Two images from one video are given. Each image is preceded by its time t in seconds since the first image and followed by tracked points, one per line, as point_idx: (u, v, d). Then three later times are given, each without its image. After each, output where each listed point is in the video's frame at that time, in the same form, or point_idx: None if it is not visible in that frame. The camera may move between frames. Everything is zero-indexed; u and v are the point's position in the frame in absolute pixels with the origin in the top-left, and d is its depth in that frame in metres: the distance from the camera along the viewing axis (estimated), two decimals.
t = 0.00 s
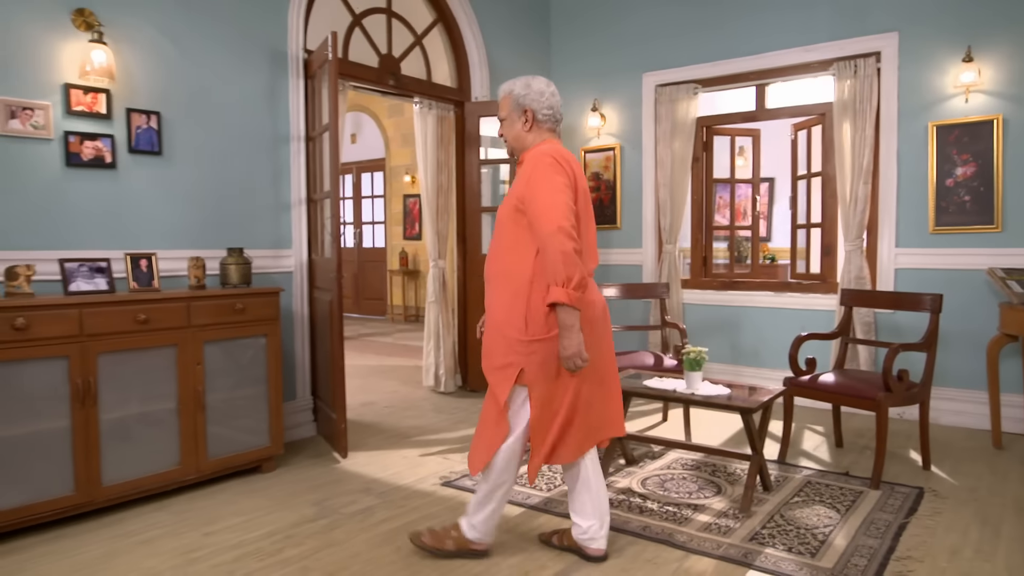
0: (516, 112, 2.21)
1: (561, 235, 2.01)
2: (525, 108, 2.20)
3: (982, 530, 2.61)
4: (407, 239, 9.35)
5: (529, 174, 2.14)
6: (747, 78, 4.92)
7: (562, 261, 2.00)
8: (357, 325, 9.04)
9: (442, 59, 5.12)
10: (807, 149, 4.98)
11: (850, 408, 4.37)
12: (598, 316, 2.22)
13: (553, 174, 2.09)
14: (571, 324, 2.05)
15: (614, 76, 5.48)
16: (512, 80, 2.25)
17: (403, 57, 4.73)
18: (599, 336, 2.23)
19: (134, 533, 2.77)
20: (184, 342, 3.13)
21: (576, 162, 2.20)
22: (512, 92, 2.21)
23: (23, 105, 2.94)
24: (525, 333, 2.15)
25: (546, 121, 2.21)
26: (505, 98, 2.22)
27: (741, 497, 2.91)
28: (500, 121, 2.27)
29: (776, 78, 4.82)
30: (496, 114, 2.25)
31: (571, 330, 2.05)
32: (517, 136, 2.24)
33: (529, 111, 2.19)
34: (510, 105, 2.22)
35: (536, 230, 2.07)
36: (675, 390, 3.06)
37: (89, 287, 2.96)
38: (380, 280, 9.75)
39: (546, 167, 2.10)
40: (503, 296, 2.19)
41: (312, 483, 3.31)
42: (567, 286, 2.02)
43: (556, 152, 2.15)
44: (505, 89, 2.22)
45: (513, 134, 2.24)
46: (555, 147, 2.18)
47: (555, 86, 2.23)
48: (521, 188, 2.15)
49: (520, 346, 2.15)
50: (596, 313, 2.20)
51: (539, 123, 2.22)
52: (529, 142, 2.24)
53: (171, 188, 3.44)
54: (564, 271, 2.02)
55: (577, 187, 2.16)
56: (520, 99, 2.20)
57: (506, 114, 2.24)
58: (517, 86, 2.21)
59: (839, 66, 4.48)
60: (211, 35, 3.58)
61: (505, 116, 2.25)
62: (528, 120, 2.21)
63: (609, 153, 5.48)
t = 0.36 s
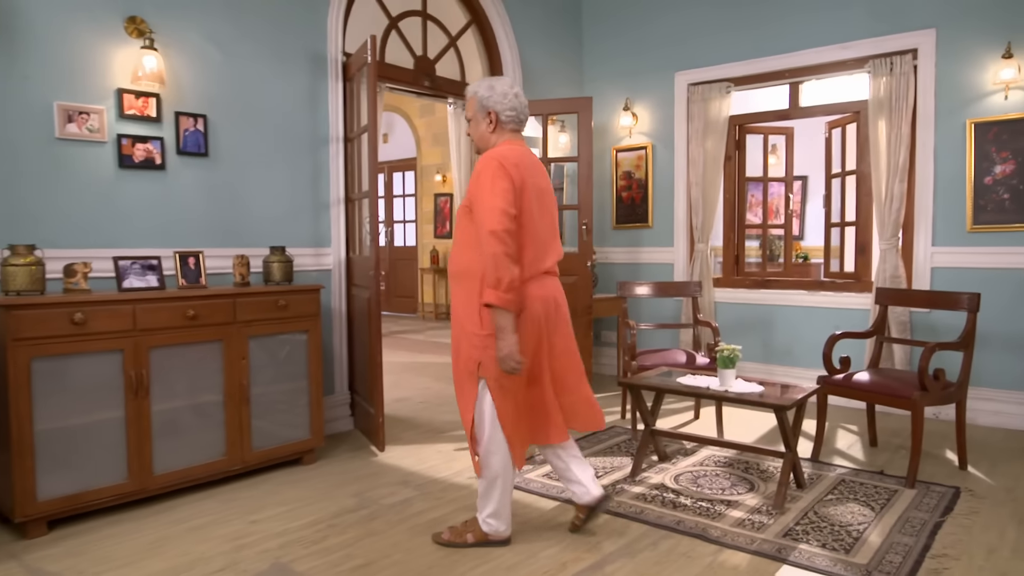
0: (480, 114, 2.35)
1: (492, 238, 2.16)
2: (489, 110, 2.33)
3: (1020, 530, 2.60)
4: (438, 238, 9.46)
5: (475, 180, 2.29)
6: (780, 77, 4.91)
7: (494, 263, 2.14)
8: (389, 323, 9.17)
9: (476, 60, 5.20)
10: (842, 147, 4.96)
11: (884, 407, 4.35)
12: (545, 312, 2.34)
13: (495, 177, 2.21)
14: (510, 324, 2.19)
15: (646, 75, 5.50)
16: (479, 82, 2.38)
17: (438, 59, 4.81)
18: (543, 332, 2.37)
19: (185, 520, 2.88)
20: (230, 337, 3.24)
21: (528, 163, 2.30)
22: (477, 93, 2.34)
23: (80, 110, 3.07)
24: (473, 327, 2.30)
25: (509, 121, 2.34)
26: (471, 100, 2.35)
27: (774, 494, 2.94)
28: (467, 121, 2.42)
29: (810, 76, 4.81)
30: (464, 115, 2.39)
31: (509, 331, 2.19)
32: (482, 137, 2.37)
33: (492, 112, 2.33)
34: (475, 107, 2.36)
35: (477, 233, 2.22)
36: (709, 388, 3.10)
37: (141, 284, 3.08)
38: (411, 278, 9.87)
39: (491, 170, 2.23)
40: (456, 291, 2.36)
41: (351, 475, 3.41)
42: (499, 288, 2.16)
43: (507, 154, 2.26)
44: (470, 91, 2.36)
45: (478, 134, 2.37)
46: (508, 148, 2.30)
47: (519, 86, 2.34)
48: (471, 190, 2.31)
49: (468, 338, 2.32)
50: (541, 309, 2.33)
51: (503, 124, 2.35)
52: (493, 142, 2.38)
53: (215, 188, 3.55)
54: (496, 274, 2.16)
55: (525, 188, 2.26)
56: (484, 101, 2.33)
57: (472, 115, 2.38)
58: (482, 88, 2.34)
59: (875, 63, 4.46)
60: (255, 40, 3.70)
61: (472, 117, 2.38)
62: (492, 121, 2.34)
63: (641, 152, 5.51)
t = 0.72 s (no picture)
0: (461, 117, 2.54)
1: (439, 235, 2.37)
2: (469, 113, 2.52)
3: None
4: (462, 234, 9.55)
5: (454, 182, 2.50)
6: (808, 73, 4.90)
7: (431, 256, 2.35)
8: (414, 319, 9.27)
9: (503, 58, 5.25)
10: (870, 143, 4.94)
11: (913, 404, 4.33)
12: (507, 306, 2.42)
13: (456, 179, 2.40)
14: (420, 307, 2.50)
15: (673, 72, 5.51)
16: (459, 87, 2.57)
17: (466, 57, 4.87)
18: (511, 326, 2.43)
19: (226, 507, 2.98)
20: (267, 331, 3.33)
21: (498, 164, 2.43)
22: (458, 98, 2.53)
23: (124, 110, 3.18)
24: (456, 318, 2.50)
25: (488, 123, 2.52)
26: (453, 104, 2.55)
27: (802, 489, 2.96)
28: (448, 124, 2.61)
29: (838, 72, 4.79)
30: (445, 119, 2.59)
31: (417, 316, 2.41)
32: (464, 139, 2.57)
33: (471, 115, 2.51)
34: (456, 111, 2.55)
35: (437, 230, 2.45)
36: (737, 383, 3.13)
37: (183, 280, 3.17)
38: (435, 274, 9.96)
39: (462, 170, 2.40)
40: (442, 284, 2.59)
41: (384, 466, 3.49)
42: (426, 278, 2.37)
43: (472, 156, 2.42)
44: (450, 96, 2.55)
45: (460, 136, 2.57)
46: (478, 149, 2.44)
47: (496, 89, 2.52)
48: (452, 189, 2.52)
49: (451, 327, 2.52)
50: (504, 303, 2.42)
51: (482, 126, 2.53)
52: (474, 141, 2.57)
53: (251, 186, 3.65)
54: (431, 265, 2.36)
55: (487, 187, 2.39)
56: (464, 105, 2.52)
57: (454, 119, 2.57)
58: (462, 93, 2.53)
59: (904, 59, 4.43)
60: (290, 41, 3.78)
61: (453, 120, 2.58)
62: (472, 123, 2.53)
63: (667, 149, 5.52)
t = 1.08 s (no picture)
0: (437, 122, 2.75)
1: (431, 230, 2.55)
2: (444, 117, 2.73)
3: None
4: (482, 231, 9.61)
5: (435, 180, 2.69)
6: (830, 69, 4.89)
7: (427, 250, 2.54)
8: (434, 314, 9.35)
9: (524, 56, 5.29)
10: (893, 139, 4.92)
11: (935, 401, 4.33)
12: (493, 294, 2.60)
13: (440, 177, 2.60)
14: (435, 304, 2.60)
15: (694, 69, 5.52)
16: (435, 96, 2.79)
17: (488, 56, 4.92)
18: (496, 313, 2.62)
19: (257, 497, 3.07)
20: (296, 326, 3.41)
21: (477, 163, 2.64)
22: (434, 105, 2.75)
23: (158, 110, 3.27)
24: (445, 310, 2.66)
25: (462, 125, 2.73)
26: (429, 112, 2.77)
27: (823, 483, 2.99)
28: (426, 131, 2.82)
29: (861, 68, 4.78)
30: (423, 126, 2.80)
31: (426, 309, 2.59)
32: (440, 142, 2.77)
33: (446, 119, 2.72)
34: (432, 118, 2.76)
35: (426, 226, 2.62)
36: (758, 378, 3.16)
37: (215, 275, 3.26)
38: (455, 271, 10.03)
39: (444, 169, 2.60)
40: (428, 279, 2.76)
41: (409, 458, 3.56)
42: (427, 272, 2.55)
43: (453, 156, 2.63)
44: (427, 104, 2.77)
45: (438, 140, 2.77)
46: (457, 150, 2.66)
47: (468, 96, 2.74)
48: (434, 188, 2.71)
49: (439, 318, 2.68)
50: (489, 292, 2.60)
51: (456, 129, 2.74)
52: (450, 144, 2.76)
53: (279, 184, 3.72)
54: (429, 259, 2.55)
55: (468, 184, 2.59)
56: (440, 110, 2.73)
57: (431, 125, 2.78)
58: (437, 101, 2.75)
59: (927, 55, 4.41)
60: (317, 41, 3.85)
61: (431, 127, 2.79)
62: (447, 126, 2.74)
63: (688, 146, 5.54)
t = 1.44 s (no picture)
0: (420, 125, 2.95)
1: (433, 232, 2.70)
2: (426, 120, 2.93)
3: None
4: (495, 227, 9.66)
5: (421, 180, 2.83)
6: (847, 65, 4.89)
7: (432, 251, 2.69)
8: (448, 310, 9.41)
9: (540, 54, 5.32)
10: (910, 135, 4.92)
11: (950, 397, 4.33)
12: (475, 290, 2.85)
13: (434, 179, 2.77)
14: (432, 300, 2.75)
15: (709, 65, 5.53)
16: (416, 101, 2.99)
17: (505, 53, 4.96)
18: (477, 307, 2.87)
19: (280, 487, 3.13)
20: (317, 321, 3.47)
21: (464, 167, 2.85)
22: (416, 109, 2.94)
23: (183, 109, 3.33)
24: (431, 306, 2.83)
25: (444, 126, 2.93)
26: (412, 116, 2.96)
27: (839, 478, 3.01)
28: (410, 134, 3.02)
29: (877, 64, 4.77)
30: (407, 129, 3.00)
31: (427, 307, 2.73)
32: (424, 144, 2.96)
33: (429, 121, 2.92)
34: (415, 121, 2.96)
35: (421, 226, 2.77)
36: (774, 373, 3.19)
37: (238, 271, 3.33)
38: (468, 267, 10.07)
39: (438, 172, 2.78)
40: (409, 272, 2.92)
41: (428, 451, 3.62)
42: (430, 271, 2.69)
43: (444, 159, 2.81)
44: (409, 109, 2.96)
45: (422, 142, 2.96)
46: (446, 152, 2.85)
47: (447, 99, 2.95)
48: (420, 187, 2.84)
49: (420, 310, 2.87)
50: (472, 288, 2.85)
51: (438, 130, 2.94)
52: (434, 145, 2.96)
53: (301, 181, 3.78)
54: (431, 259, 2.70)
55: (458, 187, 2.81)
56: (422, 114, 2.93)
57: (413, 128, 2.97)
58: (419, 105, 2.94)
59: (945, 51, 4.41)
60: (337, 40, 3.91)
61: (414, 130, 2.99)
62: (430, 129, 2.94)
63: (703, 142, 5.55)
